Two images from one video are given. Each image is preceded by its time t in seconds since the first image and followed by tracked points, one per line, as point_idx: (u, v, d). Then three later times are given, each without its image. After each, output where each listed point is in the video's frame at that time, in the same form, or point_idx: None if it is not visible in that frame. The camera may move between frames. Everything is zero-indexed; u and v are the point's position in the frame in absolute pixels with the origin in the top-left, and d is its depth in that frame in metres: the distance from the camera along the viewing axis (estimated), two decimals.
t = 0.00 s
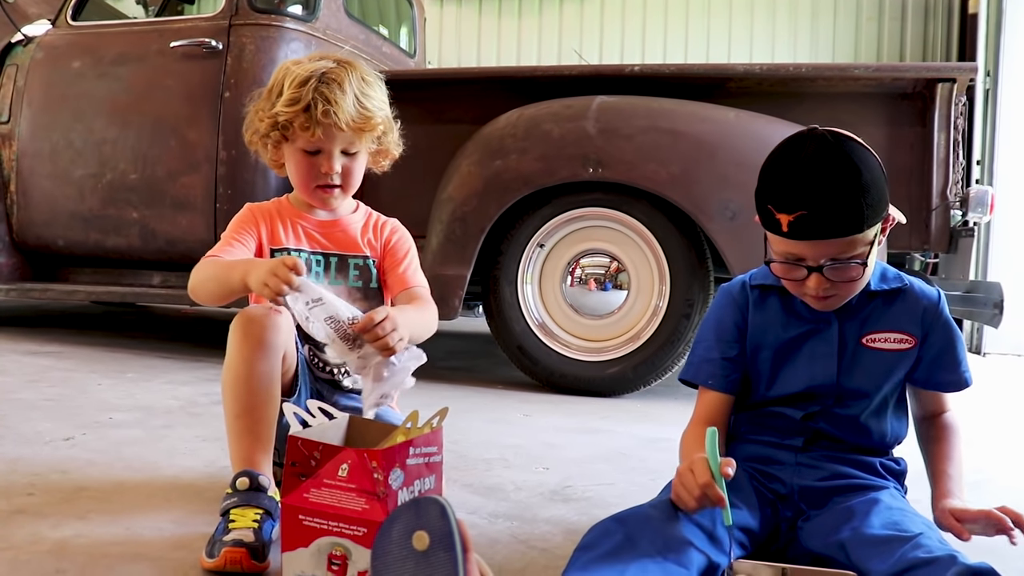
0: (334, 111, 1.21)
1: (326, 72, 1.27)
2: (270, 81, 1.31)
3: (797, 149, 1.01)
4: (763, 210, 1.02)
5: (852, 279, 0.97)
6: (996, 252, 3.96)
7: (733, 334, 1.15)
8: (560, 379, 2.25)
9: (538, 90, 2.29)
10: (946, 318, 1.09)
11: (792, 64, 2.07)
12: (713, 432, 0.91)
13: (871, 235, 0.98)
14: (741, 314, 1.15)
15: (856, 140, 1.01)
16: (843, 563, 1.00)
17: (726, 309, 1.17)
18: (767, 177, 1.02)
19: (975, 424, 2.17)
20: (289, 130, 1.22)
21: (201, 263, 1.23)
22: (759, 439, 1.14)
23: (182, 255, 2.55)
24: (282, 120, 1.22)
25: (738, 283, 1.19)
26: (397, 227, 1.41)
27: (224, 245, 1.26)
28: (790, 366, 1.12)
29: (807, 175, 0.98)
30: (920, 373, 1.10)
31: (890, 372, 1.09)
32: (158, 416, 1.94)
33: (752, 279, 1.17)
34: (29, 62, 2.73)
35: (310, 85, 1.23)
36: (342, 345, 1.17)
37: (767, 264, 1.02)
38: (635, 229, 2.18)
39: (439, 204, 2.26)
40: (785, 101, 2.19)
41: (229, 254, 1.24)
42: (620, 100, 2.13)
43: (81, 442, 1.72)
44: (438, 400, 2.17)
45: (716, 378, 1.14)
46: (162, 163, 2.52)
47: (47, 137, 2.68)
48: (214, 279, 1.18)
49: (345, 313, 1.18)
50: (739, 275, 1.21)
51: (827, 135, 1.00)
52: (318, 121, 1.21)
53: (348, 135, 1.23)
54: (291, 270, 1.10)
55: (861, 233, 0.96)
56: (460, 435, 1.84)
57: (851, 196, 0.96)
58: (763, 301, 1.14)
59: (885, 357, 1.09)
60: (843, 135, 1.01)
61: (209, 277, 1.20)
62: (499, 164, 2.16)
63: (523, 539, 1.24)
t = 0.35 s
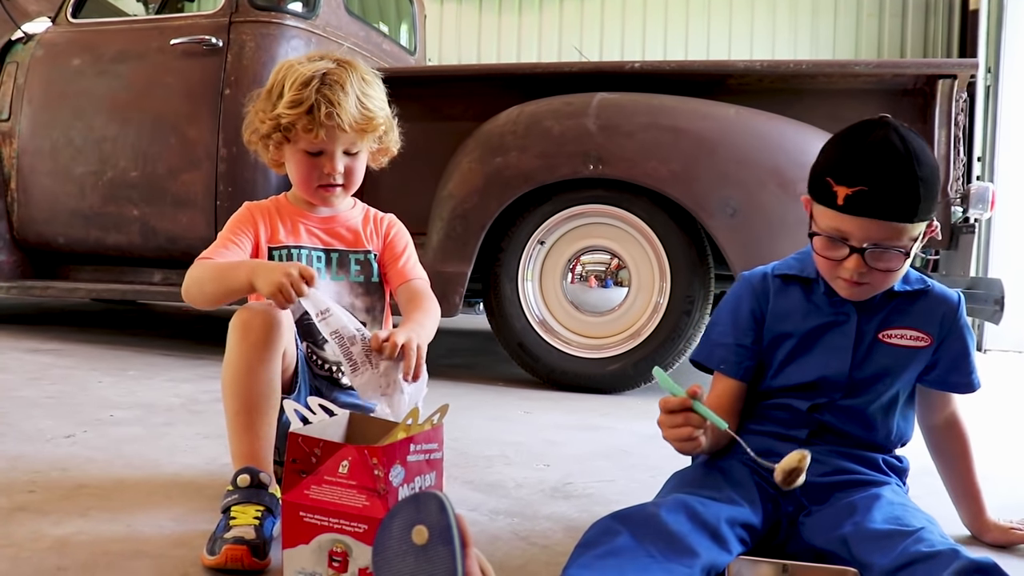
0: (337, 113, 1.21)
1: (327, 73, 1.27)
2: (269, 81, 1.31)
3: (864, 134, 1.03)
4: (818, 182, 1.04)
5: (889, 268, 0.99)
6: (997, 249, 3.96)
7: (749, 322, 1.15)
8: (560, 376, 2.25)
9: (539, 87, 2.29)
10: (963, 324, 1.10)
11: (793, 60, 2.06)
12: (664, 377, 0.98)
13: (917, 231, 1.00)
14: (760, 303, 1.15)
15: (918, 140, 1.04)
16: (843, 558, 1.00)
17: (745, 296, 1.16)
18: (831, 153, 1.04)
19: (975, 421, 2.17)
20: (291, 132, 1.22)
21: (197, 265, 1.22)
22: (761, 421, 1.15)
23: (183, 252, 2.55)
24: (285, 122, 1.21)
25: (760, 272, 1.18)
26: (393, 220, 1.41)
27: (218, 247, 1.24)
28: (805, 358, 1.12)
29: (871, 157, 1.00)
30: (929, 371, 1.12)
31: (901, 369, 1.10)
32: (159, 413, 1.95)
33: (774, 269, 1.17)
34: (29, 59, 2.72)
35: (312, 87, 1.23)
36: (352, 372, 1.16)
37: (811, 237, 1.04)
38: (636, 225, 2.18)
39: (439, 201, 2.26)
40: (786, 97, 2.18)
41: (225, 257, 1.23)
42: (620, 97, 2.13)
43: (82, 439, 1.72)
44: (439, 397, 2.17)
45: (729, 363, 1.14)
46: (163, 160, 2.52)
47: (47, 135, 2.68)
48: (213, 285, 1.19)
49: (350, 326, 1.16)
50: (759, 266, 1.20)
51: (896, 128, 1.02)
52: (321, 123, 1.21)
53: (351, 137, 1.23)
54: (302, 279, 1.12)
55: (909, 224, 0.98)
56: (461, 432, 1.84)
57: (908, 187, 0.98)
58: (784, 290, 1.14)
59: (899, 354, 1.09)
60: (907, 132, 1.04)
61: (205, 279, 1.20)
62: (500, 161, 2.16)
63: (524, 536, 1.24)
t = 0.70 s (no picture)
0: (338, 123, 1.21)
1: (327, 81, 1.27)
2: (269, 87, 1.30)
3: (919, 136, 1.04)
4: (866, 176, 1.05)
5: (926, 267, 1.00)
6: (998, 248, 3.96)
7: (770, 320, 1.15)
8: (561, 375, 2.25)
9: (539, 87, 2.29)
10: (984, 326, 1.11)
11: (793, 60, 2.05)
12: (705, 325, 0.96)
13: (958, 236, 1.00)
14: (784, 299, 1.16)
15: (969, 148, 1.05)
16: (845, 556, 1.00)
17: (770, 291, 1.17)
18: (881, 149, 1.05)
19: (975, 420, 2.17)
20: (291, 140, 1.22)
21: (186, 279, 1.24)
22: (776, 417, 1.14)
23: (183, 252, 2.55)
24: (285, 130, 1.21)
25: (785, 268, 1.19)
26: (397, 226, 1.42)
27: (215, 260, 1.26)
28: (826, 355, 1.13)
29: (925, 157, 1.01)
30: (949, 368, 1.13)
31: (924, 364, 1.10)
32: (159, 413, 1.95)
33: (801, 266, 1.18)
34: (29, 59, 2.73)
35: (313, 96, 1.23)
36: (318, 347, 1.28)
37: (852, 227, 1.05)
38: (636, 225, 2.18)
39: (439, 201, 2.26)
40: (787, 96, 2.18)
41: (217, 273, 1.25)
42: (621, 97, 2.13)
43: (82, 439, 1.72)
44: (439, 396, 2.17)
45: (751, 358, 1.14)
46: (163, 160, 2.52)
47: (47, 135, 2.68)
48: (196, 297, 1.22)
49: (315, 314, 1.23)
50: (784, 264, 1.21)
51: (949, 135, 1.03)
52: (322, 133, 1.21)
53: (354, 146, 1.23)
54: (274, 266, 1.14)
55: (953, 227, 0.99)
56: (461, 432, 1.84)
57: (954, 191, 0.99)
58: (810, 286, 1.15)
59: (920, 350, 1.10)
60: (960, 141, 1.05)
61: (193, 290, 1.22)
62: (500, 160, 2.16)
63: (524, 535, 1.24)
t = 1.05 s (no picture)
0: (339, 155, 1.20)
1: (335, 104, 1.25)
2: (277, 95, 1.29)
3: (909, 138, 1.02)
4: (855, 177, 1.05)
5: (917, 268, 1.00)
6: (997, 245, 3.96)
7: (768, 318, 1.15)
8: (560, 373, 2.25)
9: (538, 85, 2.29)
10: (980, 322, 1.11)
11: (792, 57, 2.05)
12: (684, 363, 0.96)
13: (948, 234, 1.00)
14: (781, 296, 1.16)
15: (959, 144, 1.04)
16: (843, 552, 1.00)
17: (766, 289, 1.17)
18: (869, 150, 1.05)
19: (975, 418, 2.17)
20: (291, 159, 1.22)
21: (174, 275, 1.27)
22: (775, 415, 1.14)
23: (182, 250, 2.55)
24: (285, 150, 1.21)
25: (781, 267, 1.19)
26: (400, 230, 1.42)
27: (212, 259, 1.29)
28: (822, 353, 1.13)
29: (914, 159, 1.00)
30: (945, 365, 1.13)
31: (921, 360, 1.10)
32: (158, 411, 1.94)
33: (797, 264, 1.18)
34: (28, 57, 2.72)
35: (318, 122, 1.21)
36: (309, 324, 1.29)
37: (842, 230, 1.05)
38: (635, 223, 2.18)
39: (439, 199, 2.26)
40: (786, 94, 2.18)
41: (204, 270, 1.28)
42: (619, 95, 2.13)
43: (81, 437, 1.72)
44: (439, 394, 2.17)
45: (751, 356, 1.13)
46: (162, 158, 2.52)
47: (46, 133, 2.67)
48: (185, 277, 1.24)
49: (308, 283, 1.28)
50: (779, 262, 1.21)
51: (939, 135, 1.02)
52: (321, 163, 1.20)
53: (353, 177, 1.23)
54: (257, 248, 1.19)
55: (942, 226, 0.99)
56: (461, 429, 1.84)
57: (942, 193, 0.98)
58: (806, 284, 1.15)
59: (916, 348, 1.10)
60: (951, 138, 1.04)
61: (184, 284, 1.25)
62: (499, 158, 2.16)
63: (523, 532, 1.24)
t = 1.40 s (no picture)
0: (341, 125, 1.20)
1: (336, 80, 1.25)
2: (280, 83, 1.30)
3: (894, 130, 1.03)
4: (838, 176, 1.05)
5: (909, 260, 1.00)
6: (996, 242, 3.96)
7: (766, 317, 1.15)
8: (559, 371, 2.25)
9: (538, 82, 2.29)
10: (977, 320, 1.11)
11: (791, 55, 2.05)
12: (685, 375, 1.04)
13: (937, 225, 1.00)
14: (778, 294, 1.17)
15: (939, 134, 1.05)
16: (841, 550, 1.00)
17: (764, 287, 1.17)
18: (853, 147, 1.06)
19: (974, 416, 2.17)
20: (295, 139, 1.22)
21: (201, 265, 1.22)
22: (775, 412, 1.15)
23: (181, 248, 2.55)
24: (289, 129, 1.21)
25: (779, 265, 1.19)
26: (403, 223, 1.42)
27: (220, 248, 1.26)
28: (821, 351, 1.13)
29: (898, 151, 1.01)
30: (942, 362, 1.13)
31: (919, 358, 1.10)
32: (157, 409, 1.94)
33: (794, 262, 1.18)
34: (26, 55, 2.72)
35: (319, 95, 1.22)
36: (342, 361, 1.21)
37: (831, 229, 1.05)
38: (633, 221, 2.18)
39: (438, 196, 2.26)
40: (786, 92, 2.18)
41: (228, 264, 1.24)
42: (619, 92, 2.13)
43: (80, 435, 1.72)
44: (438, 392, 2.17)
45: (748, 355, 1.14)
46: (161, 156, 2.52)
47: (45, 131, 2.67)
48: (206, 282, 1.19)
49: (340, 327, 1.17)
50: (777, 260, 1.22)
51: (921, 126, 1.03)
52: (325, 135, 1.20)
53: (358, 150, 1.22)
54: (291, 295, 1.12)
55: (930, 217, 0.99)
56: (460, 427, 1.84)
57: (929, 182, 0.99)
58: (803, 283, 1.15)
59: (914, 346, 1.10)
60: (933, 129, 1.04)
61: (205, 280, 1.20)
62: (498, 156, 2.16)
63: (522, 530, 1.25)
